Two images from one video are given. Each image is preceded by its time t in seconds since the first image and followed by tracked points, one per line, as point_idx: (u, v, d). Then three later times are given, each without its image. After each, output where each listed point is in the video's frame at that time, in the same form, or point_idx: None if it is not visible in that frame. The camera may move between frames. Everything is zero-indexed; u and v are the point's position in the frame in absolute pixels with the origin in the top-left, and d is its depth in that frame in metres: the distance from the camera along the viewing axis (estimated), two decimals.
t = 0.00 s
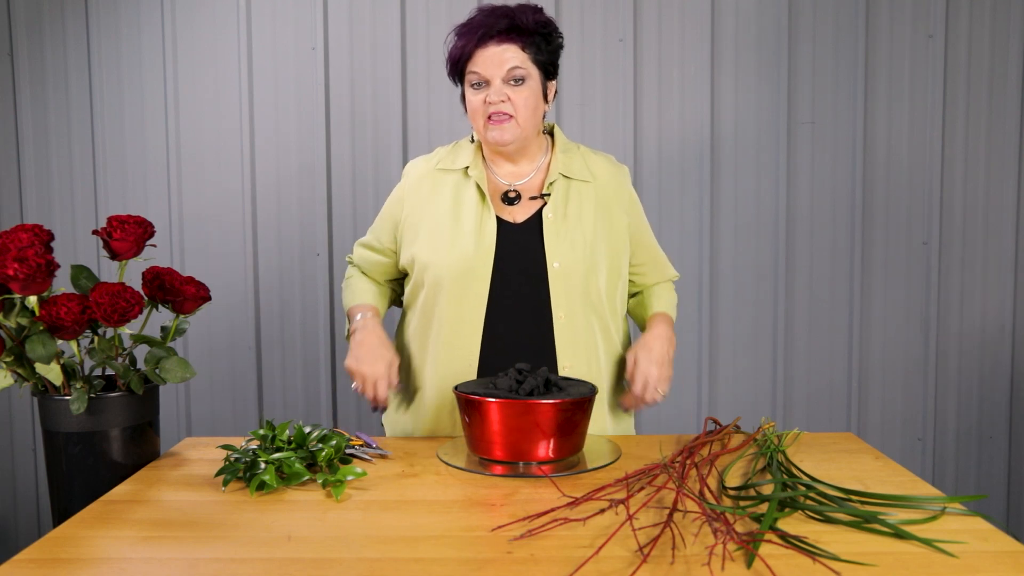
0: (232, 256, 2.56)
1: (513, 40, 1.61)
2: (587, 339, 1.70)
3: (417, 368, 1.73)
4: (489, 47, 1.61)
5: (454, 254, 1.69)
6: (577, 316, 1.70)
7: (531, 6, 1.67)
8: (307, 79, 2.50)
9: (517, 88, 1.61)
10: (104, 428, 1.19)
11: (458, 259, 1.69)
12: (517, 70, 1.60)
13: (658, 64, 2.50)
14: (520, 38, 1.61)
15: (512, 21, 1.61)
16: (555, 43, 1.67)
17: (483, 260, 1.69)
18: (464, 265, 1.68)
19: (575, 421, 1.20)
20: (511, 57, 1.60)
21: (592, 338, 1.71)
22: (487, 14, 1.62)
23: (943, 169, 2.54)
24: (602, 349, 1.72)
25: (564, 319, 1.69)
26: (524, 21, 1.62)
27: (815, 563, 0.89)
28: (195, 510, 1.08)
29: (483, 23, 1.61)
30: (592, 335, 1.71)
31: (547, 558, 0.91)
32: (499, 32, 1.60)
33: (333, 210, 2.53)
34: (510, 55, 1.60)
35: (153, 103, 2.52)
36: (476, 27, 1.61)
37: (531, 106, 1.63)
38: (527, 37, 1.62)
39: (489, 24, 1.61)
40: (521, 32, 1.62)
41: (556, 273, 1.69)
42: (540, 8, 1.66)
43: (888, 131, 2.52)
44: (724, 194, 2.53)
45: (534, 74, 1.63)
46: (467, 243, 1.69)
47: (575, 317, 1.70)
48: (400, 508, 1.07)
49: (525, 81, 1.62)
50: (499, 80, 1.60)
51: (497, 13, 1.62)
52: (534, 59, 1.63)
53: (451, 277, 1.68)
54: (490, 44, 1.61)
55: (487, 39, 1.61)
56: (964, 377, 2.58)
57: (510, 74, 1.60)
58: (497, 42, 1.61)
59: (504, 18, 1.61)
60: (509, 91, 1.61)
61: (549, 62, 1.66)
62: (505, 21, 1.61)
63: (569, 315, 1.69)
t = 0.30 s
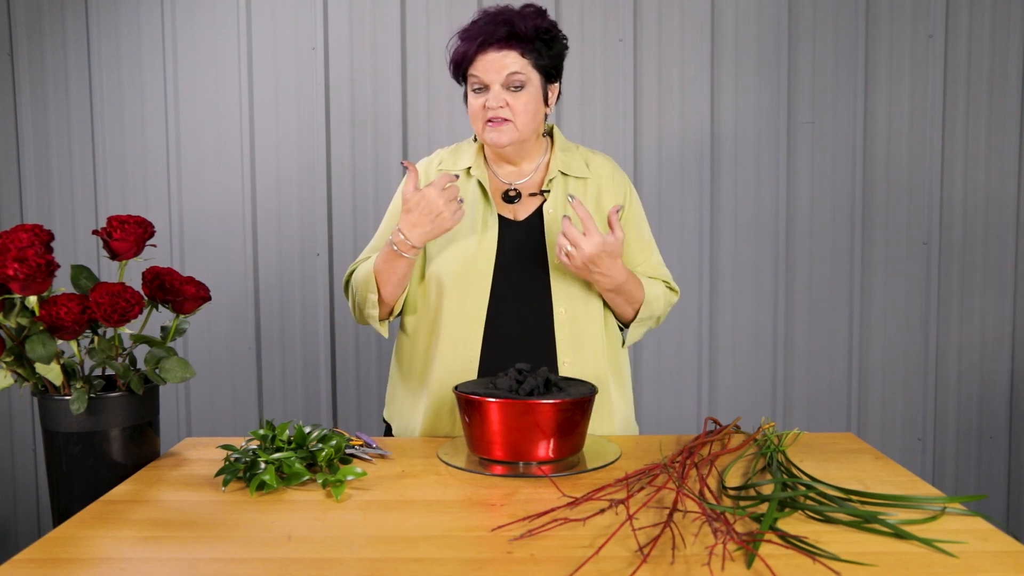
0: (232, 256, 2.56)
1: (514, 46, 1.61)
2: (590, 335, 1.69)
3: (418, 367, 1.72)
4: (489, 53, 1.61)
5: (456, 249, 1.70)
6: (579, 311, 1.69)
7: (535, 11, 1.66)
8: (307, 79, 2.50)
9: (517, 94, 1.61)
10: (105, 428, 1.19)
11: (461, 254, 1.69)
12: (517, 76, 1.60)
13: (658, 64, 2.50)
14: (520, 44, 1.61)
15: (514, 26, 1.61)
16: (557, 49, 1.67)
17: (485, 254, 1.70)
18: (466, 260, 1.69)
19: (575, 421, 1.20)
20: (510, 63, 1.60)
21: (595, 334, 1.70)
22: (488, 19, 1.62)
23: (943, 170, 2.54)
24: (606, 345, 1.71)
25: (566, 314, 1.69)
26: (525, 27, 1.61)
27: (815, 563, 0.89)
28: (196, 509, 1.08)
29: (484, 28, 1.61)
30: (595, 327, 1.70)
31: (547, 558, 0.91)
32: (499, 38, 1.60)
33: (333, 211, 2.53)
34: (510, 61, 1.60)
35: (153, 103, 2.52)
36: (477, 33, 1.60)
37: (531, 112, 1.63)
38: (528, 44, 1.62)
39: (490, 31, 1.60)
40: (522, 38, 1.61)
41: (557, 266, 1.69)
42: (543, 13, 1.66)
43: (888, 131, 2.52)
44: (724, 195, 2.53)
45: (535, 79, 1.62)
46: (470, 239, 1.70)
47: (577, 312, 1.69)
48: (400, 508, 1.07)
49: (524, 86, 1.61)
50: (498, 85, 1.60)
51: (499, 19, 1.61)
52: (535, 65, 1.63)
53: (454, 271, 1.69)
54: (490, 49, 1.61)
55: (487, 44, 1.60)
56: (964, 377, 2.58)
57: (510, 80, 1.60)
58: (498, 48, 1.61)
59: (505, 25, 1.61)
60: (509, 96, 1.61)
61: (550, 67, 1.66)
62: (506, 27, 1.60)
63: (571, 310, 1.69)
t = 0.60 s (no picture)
0: (232, 256, 2.56)
1: (526, 45, 1.60)
2: (592, 336, 1.70)
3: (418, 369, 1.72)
4: (501, 51, 1.59)
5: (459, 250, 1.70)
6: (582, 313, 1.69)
7: (542, 10, 1.66)
8: (307, 80, 2.50)
9: (527, 92, 1.61)
10: (104, 428, 1.19)
11: (463, 256, 1.69)
12: (528, 75, 1.60)
13: (658, 64, 2.50)
14: (532, 42, 1.61)
15: (525, 25, 1.60)
16: (563, 48, 1.68)
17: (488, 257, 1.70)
18: (468, 261, 1.69)
19: (575, 421, 1.20)
20: (522, 62, 1.59)
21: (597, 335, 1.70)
22: (499, 17, 1.61)
23: (943, 170, 2.54)
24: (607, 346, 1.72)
25: (569, 316, 1.69)
26: (536, 26, 1.61)
27: (815, 563, 0.89)
28: (195, 509, 1.08)
29: (495, 26, 1.60)
30: (596, 327, 1.70)
31: (547, 558, 0.91)
32: (512, 37, 1.59)
33: (333, 210, 2.53)
34: (522, 59, 1.59)
35: (153, 103, 2.52)
36: (489, 30, 1.59)
37: (540, 110, 1.63)
38: (539, 43, 1.62)
39: (502, 28, 1.59)
40: (534, 37, 1.61)
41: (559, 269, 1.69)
42: (550, 13, 1.66)
43: (888, 131, 2.52)
44: (725, 194, 2.53)
45: (544, 78, 1.63)
46: (472, 241, 1.70)
47: (580, 313, 1.69)
48: (400, 508, 1.07)
49: (535, 85, 1.61)
50: (509, 83, 1.59)
51: (511, 17, 1.61)
52: (544, 64, 1.63)
53: (457, 273, 1.69)
54: (501, 47, 1.60)
55: (499, 42, 1.59)
56: (964, 377, 2.58)
57: (522, 78, 1.60)
58: (509, 46, 1.60)
59: (517, 23, 1.60)
60: (519, 95, 1.61)
61: (557, 67, 1.66)
62: (518, 25, 1.60)
63: (574, 311, 1.69)
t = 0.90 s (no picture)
0: (232, 256, 2.56)
1: (527, 43, 1.60)
2: (588, 337, 1.70)
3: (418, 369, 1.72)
4: (502, 49, 1.59)
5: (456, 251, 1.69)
6: (578, 315, 1.69)
7: (541, 9, 1.67)
8: (307, 80, 2.50)
9: (528, 90, 1.61)
10: (105, 428, 1.19)
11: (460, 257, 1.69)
12: (528, 73, 1.60)
13: (658, 64, 2.50)
14: (533, 41, 1.60)
15: (526, 23, 1.60)
16: (563, 48, 1.68)
17: (485, 256, 1.69)
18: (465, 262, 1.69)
19: (575, 421, 1.20)
20: (523, 60, 1.59)
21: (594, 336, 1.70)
22: (500, 15, 1.61)
23: (943, 169, 2.54)
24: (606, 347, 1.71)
25: (565, 318, 1.69)
26: (537, 25, 1.61)
27: (815, 563, 0.89)
28: (195, 510, 1.07)
29: (496, 24, 1.59)
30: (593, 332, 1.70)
31: (547, 558, 0.91)
32: (513, 35, 1.59)
33: (333, 210, 2.53)
34: (523, 58, 1.59)
35: (153, 103, 2.52)
36: (491, 28, 1.59)
37: (540, 108, 1.63)
38: (540, 41, 1.62)
39: (503, 26, 1.59)
40: (534, 36, 1.61)
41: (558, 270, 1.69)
42: (550, 12, 1.66)
43: (888, 131, 2.52)
44: (724, 195, 2.53)
45: (544, 77, 1.63)
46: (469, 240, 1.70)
47: (576, 315, 1.69)
48: (400, 508, 1.07)
49: (535, 83, 1.61)
50: (510, 81, 1.59)
51: (511, 15, 1.60)
52: (544, 63, 1.63)
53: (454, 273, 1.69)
54: (502, 45, 1.59)
55: (500, 40, 1.59)
56: (964, 377, 2.58)
57: (523, 77, 1.60)
58: (510, 45, 1.59)
59: (517, 21, 1.60)
60: (520, 93, 1.61)
61: (556, 66, 1.66)
62: (518, 23, 1.60)
63: (571, 313, 1.69)
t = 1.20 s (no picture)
0: (232, 256, 2.56)
1: (528, 43, 1.60)
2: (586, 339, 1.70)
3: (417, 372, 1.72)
4: (502, 49, 1.59)
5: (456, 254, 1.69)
6: (576, 317, 1.70)
7: (541, 8, 1.67)
8: (307, 80, 2.50)
9: (529, 90, 1.61)
10: (105, 428, 1.19)
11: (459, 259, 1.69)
12: (529, 73, 1.60)
13: (658, 64, 2.50)
14: (534, 40, 1.60)
15: (527, 22, 1.60)
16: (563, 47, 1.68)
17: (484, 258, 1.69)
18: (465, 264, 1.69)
19: (575, 421, 1.20)
20: (524, 60, 1.59)
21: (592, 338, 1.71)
22: (500, 14, 1.60)
23: (943, 169, 2.54)
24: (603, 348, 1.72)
25: (564, 320, 1.69)
26: (538, 24, 1.61)
27: (815, 563, 0.89)
28: (195, 510, 1.07)
29: (497, 24, 1.59)
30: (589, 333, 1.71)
31: (547, 558, 0.91)
32: (514, 34, 1.59)
33: (333, 210, 2.53)
34: (524, 57, 1.59)
35: (153, 103, 2.52)
36: (492, 28, 1.58)
37: (541, 108, 1.63)
38: (541, 40, 1.62)
39: (504, 26, 1.59)
40: (536, 35, 1.61)
41: (557, 272, 1.69)
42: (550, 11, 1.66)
43: (888, 131, 2.52)
44: (724, 195, 2.53)
45: (545, 76, 1.63)
46: (468, 242, 1.69)
47: (575, 316, 1.70)
48: (400, 508, 1.07)
49: (536, 83, 1.62)
50: (512, 81, 1.59)
51: (512, 14, 1.60)
52: (545, 62, 1.63)
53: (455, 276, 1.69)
54: (503, 45, 1.59)
55: (501, 40, 1.59)
56: (964, 377, 2.58)
57: (524, 77, 1.60)
58: (511, 44, 1.59)
59: (518, 20, 1.59)
60: (521, 92, 1.61)
61: (557, 66, 1.67)
62: (520, 23, 1.59)
63: (569, 315, 1.69)
